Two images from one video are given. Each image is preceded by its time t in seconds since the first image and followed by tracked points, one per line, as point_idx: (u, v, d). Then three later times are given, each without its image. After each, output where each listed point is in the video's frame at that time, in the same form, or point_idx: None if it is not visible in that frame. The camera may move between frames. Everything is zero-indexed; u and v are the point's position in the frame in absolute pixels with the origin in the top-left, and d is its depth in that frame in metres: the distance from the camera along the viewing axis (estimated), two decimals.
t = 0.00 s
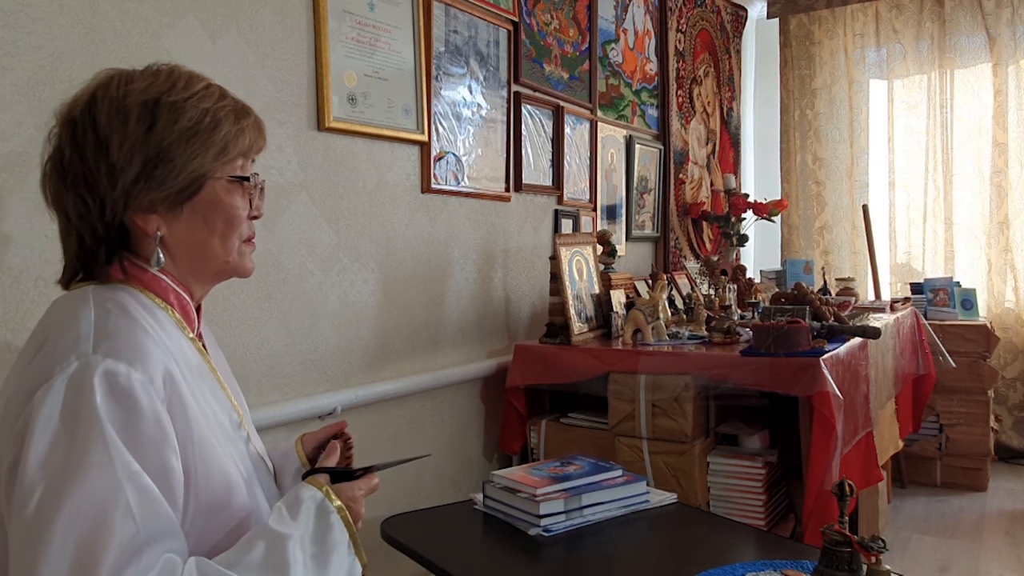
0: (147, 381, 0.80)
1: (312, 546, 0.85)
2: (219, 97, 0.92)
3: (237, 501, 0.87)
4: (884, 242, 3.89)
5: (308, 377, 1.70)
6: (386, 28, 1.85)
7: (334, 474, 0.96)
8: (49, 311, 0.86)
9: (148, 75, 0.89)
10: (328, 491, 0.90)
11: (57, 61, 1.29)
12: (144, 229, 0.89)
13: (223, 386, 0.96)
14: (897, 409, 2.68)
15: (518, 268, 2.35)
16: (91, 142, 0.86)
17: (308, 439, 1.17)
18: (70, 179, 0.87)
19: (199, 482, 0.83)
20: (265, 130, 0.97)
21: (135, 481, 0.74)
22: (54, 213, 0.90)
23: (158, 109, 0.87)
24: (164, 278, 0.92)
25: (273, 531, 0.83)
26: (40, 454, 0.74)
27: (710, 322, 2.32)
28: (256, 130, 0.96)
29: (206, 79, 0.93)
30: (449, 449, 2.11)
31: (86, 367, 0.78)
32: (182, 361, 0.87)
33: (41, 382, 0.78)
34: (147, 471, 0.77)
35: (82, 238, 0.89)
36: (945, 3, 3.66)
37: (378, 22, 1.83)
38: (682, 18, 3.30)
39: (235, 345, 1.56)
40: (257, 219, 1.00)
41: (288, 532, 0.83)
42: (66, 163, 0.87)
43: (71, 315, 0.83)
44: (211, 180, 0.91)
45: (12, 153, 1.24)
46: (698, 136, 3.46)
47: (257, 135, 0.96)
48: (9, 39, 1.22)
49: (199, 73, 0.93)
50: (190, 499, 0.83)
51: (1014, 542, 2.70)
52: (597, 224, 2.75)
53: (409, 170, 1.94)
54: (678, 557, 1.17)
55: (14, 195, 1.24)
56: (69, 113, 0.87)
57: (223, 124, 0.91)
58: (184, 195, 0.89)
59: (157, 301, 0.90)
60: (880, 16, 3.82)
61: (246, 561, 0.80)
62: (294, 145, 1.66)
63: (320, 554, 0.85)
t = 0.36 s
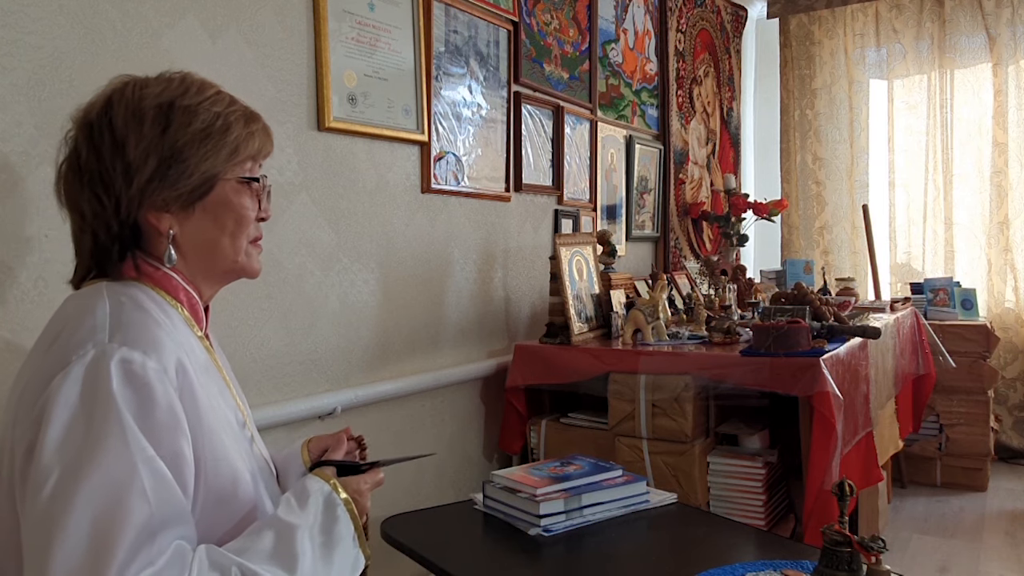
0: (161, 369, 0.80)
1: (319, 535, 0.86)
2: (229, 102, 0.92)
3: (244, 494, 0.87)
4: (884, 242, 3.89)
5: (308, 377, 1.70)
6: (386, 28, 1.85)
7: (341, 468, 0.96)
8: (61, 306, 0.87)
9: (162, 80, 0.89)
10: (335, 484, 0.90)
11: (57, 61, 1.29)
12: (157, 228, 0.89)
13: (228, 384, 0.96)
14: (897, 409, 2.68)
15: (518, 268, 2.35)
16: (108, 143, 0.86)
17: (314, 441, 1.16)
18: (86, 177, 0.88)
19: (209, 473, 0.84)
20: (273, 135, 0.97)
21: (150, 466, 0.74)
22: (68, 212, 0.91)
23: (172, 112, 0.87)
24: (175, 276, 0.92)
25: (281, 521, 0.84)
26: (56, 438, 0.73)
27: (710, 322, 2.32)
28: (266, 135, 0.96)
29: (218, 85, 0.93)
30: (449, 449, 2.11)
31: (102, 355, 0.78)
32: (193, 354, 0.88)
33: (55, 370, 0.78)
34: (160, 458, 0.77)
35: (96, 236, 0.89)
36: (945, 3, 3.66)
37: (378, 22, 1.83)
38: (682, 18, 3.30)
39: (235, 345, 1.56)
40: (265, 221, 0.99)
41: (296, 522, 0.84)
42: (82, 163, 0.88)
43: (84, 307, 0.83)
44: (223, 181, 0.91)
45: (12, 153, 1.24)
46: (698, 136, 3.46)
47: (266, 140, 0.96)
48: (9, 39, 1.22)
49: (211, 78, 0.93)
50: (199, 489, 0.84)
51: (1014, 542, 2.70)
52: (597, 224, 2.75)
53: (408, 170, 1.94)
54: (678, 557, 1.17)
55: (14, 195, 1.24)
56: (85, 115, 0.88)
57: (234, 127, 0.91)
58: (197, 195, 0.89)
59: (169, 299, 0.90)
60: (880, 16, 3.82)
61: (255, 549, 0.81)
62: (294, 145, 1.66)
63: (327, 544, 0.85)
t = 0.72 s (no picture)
0: (170, 364, 0.80)
1: (325, 530, 0.86)
2: (235, 105, 0.92)
3: (248, 490, 0.87)
4: (884, 242, 3.89)
5: (308, 377, 1.70)
6: (386, 28, 1.85)
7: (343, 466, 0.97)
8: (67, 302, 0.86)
9: (170, 83, 0.90)
10: (341, 480, 0.91)
11: (57, 60, 1.28)
12: (163, 227, 0.89)
13: (232, 383, 0.96)
14: (897, 408, 2.67)
15: (518, 268, 2.35)
16: (116, 143, 0.86)
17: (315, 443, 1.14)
18: (95, 177, 0.88)
19: (215, 469, 0.84)
20: (278, 139, 0.97)
21: (160, 459, 0.74)
22: (76, 213, 0.91)
23: (180, 114, 0.87)
24: (181, 275, 0.91)
25: (286, 515, 0.84)
26: (66, 431, 0.73)
27: (710, 322, 2.32)
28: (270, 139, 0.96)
29: (223, 89, 0.93)
30: (449, 449, 2.11)
31: (111, 349, 0.78)
32: (199, 350, 0.88)
33: (65, 363, 0.78)
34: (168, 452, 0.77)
35: (104, 236, 0.89)
36: (945, 3, 3.66)
37: (378, 22, 1.83)
38: (682, 18, 3.30)
39: (235, 345, 1.56)
40: (269, 222, 0.99)
41: (302, 516, 0.85)
42: (91, 163, 0.88)
43: (92, 302, 0.83)
44: (230, 182, 0.91)
45: (12, 153, 1.24)
46: (698, 136, 3.46)
47: (270, 144, 0.96)
48: (9, 39, 1.22)
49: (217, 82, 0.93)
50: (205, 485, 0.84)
51: (1014, 542, 2.70)
52: (597, 224, 2.75)
53: (408, 170, 1.94)
54: (678, 557, 1.17)
55: (15, 195, 1.24)
56: (94, 117, 0.88)
57: (240, 130, 0.91)
58: (204, 195, 0.89)
59: (174, 297, 0.89)
60: (880, 16, 3.82)
61: (262, 543, 0.81)
62: (294, 145, 1.66)
63: (332, 539, 0.86)
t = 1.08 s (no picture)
0: (160, 373, 0.80)
1: (321, 538, 0.86)
2: (228, 100, 0.92)
3: (244, 496, 0.87)
4: (884, 242, 3.89)
5: (308, 376, 1.70)
6: (386, 28, 1.85)
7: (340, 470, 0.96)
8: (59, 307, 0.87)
9: (160, 77, 0.89)
10: (336, 486, 0.90)
11: (57, 61, 1.29)
12: (155, 228, 0.89)
13: (228, 384, 0.96)
14: (897, 408, 2.67)
15: (518, 268, 2.35)
16: (106, 142, 0.86)
17: (312, 441, 1.17)
18: (84, 177, 0.87)
19: (208, 476, 0.84)
20: (272, 133, 0.97)
21: (149, 471, 0.75)
22: (66, 213, 0.90)
23: (170, 111, 0.87)
24: (173, 276, 0.92)
25: (281, 524, 0.84)
26: (55, 443, 0.73)
27: (710, 322, 2.32)
28: (265, 134, 0.96)
29: (216, 82, 0.93)
30: (449, 449, 2.11)
31: (100, 359, 0.78)
32: (192, 355, 0.88)
33: (55, 372, 0.78)
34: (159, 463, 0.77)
35: (95, 236, 0.89)
36: (945, 3, 3.66)
37: (378, 22, 1.83)
38: (682, 18, 3.30)
39: (235, 345, 1.56)
40: (264, 219, 1.00)
41: (297, 525, 0.84)
42: (80, 163, 0.87)
43: (85, 308, 0.83)
44: (223, 180, 0.91)
45: (12, 153, 1.24)
46: (698, 136, 3.46)
47: (265, 139, 0.96)
48: (9, 39, 1.22)
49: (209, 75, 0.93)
50: (199, 492, 0.84)
51: (1014, 542, 2.70)
52: (597, 224, 2.75)
53: (408, 170, 1.94)
54: (678, 557, 1.17)
55: (15, 196, 1.24)
56: (82, 114, 0.87)
57: (233, 126, 0.91)
58: (196, 194, 0.89)
59: (167, 298, 0.90)
60: (880, 16, 3.82)
61: (255, 553, 0.80)
62: (294, 145, 1.66)
63: (328, 547, 0.85)
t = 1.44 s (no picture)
0: (147, 385, 0.80)
1: (315, 549, 0.85)
2: (216, 96, 0.92)
3: (238, 504, 0.87)
4: (884, 242, 3.89)
5: (308, 376, 1.70)
6: (386, 28, 1.85)
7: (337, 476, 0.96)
8: (45, 314, 0.87)
9: (145, 72, 0.88)
10: (330, 494, 0.90)
11: (57, 60, 1.28)
12: (144, 231, 0.89)
13: (222, 386, 0.96)
14: (897, 409, 2.67)
15: (518, 268, 2.35)
16: (90, 143, 0.85)
17: (310, 437, 1.18)
18: (68, 179, 0.87)
19: (200, 486, 0.84)
20: (263, 127, 0.97)
21: (136, 487, 0.74)
22: (51, 215, 0.90)
23: (156, 108, 0.86)
24: (163, 279, 0.92)
25: (275, 536, 0.83)
26: (40, 461, 0.73)
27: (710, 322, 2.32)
28: (255, 128, 0.96)
29: (203, 76, 0.93)
30: (449, 449, 2.11)
31: (86, 372, 0.78)
32: (181, 362, 0.87)
33: (41, 387, 0.78)
34: (147, 477, 0.77)
35: (81, 240, 0.88)
36: (945, 3, 3.66)
37: (378, 22, 1.83)
38: (682, 18, 3.30)
39: (235, 345, 1.56)
40: (256, 217, 1.00)
41: (290, 536, 0.83)
42: (64, 164, 0.87)
43: (71, 319, 0.83)
44: (212, 180, 0.91)
45: (12, 153, 1.24)
46: (698, 136, 3.47)
47: (255, 133, 0.96)
48: (9, 39, 1.22)
49: (196, 70, 0.92)
50: (191, 502, 0.84)
51: (1014, 541, 2.70)
52: (597, 224, 2.75)
53: (408, 170, 1.94)
54: (678, 557, 1.17)
55: (15, 196, 1.24)
56: (65, 113, 0.87)
57: (222, 123, 0.91)
58: (184, 196, 0.89)
59: (156, 302, 0.90)
60: (880, 16, 3.82)
61: (248, 564, 0.80)
62: (294, 145, 1.66)
63: (323, 558, 0.85)
